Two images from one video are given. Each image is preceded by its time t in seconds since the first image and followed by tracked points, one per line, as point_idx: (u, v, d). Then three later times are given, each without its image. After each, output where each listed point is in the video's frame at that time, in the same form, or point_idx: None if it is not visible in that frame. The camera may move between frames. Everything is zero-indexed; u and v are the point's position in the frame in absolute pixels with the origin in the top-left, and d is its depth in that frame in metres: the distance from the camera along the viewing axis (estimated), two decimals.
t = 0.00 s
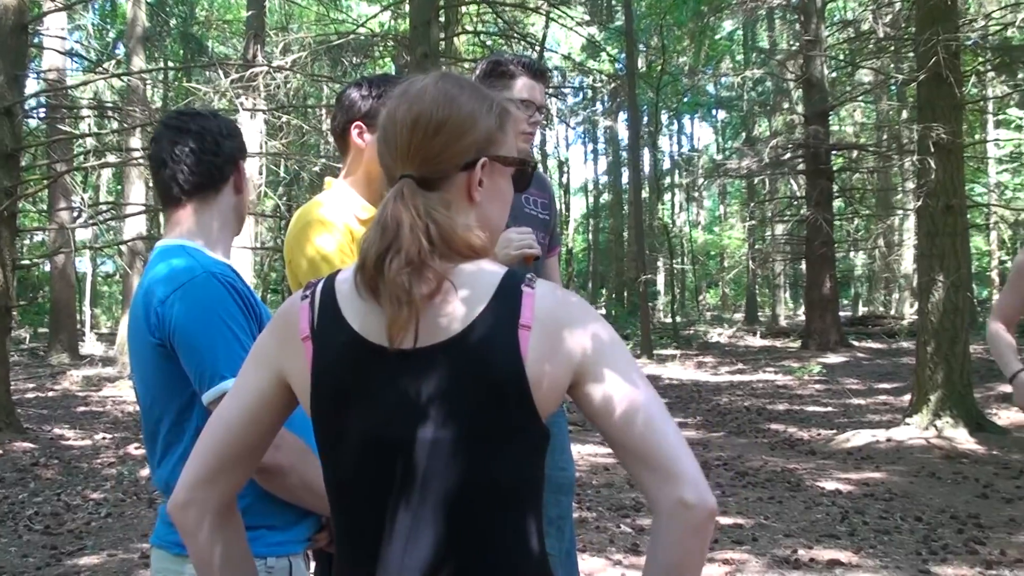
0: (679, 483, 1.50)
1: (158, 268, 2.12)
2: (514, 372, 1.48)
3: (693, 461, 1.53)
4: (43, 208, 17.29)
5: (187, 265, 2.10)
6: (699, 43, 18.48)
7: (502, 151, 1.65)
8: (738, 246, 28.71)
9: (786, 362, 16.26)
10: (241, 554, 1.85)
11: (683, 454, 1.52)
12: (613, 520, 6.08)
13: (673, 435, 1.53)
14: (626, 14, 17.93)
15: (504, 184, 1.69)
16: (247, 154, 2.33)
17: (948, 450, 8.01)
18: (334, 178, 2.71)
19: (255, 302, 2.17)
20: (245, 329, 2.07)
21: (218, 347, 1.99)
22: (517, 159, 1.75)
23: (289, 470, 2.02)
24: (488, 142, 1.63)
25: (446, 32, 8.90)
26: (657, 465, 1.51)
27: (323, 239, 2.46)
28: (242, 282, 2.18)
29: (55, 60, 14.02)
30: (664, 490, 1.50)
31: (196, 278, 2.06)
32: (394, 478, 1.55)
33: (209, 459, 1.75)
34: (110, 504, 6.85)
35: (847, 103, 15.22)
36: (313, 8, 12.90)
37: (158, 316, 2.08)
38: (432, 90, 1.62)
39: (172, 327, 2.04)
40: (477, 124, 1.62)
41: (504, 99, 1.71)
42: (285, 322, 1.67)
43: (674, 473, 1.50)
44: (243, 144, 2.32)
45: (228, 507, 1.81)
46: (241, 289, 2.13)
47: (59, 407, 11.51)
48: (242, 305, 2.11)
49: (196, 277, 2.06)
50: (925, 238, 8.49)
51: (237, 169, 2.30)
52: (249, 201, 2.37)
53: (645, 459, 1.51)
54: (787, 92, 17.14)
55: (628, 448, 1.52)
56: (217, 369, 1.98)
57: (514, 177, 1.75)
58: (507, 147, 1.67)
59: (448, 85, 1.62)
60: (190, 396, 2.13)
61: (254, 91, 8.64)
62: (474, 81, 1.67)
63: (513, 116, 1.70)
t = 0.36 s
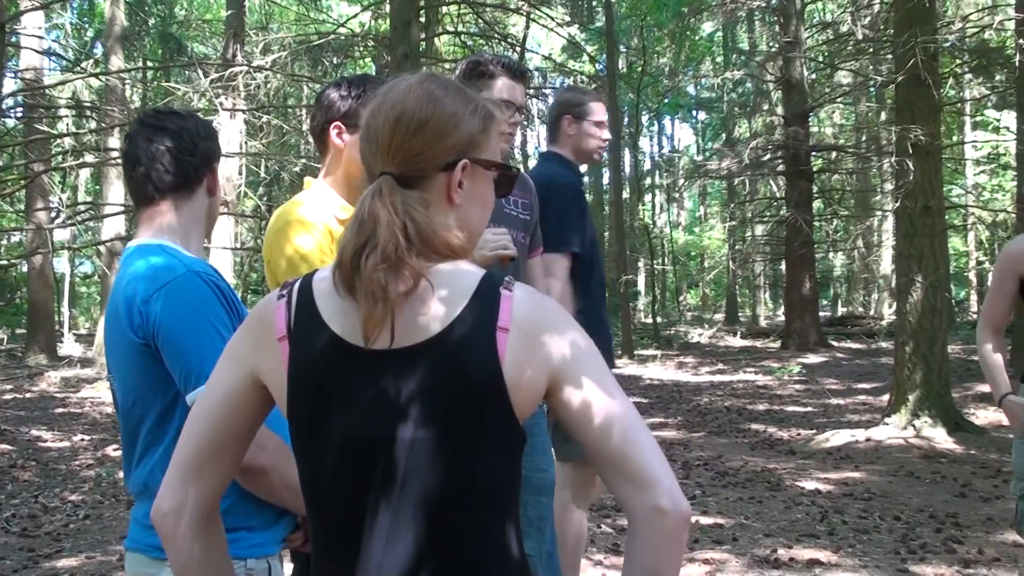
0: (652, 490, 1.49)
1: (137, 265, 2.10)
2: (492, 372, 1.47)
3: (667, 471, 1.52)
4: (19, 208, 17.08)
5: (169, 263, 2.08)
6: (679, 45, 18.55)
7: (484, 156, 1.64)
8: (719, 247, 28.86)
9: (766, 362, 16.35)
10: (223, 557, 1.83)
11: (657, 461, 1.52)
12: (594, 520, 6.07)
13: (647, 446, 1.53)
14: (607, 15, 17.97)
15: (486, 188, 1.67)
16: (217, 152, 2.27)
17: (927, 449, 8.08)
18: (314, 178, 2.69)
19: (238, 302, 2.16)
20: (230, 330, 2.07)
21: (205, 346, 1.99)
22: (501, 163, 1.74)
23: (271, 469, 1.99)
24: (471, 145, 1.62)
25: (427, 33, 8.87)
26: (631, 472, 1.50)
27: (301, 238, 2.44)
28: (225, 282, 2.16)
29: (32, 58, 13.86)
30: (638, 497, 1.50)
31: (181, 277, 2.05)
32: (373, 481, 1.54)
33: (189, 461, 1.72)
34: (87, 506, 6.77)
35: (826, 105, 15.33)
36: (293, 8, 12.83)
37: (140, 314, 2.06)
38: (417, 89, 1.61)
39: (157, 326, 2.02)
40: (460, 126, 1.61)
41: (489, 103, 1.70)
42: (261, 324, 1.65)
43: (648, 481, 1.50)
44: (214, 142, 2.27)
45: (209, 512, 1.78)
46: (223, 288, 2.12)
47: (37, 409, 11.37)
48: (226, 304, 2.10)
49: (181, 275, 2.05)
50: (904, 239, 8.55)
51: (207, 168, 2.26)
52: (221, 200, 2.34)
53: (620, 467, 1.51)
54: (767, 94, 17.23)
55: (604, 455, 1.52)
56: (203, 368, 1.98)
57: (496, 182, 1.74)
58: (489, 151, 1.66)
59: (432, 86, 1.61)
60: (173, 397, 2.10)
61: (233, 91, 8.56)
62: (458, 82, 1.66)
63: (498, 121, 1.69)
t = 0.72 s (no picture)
0: (629, 489, 1.48)
1: (107, 263, 2.09)
2: (468, 371, 1.46)
3: (645, 468, 1.51)
4: None
5: (139, 261, 2.06)
6: (661, 43, 18.59)
7: (459, 153, 1.61)
8: (701, 244, 29.00)
9: (748, 360, 16.42)
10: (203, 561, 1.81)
11: (636, 460, 1.51)
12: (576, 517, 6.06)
13: (624, 444, 1.52)
14: (589, 13, 17.97)
15: (462, 185, 1.64)
16: (167, 146, 2.21)
17: (906, 445, 8.14)
18: (294, 174, 2.65)
19: (207, 300, 2.12)
20: (203, 332, 2.05)
21: (174, 346, 1.97)
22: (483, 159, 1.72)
23: (247, 469, 1.97)
24: (446, 142, 1.59)
25: (409, 30, 8.82)
26: (608, 471, 1.49)
27: (278, 237, 2.41)
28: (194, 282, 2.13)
29: (8, 54, 13.67)
30: (616, 496, 1.49)
31: (149, 275, 2.02)
32: (355, 479, 1.52)
33: (174, 467, 1.69)
34: (67, 505, 6.69)
35: (807, 103, 15.40)
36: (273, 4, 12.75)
37: (109, 315, 2.04)
38: (392, 86, 1.58)
39: (126, 327, 2.00)
40: (436, 122, 1.58)
41: (469, 99, 1.68)
42: (238, 327, 1.64)
43: (625, 479, 1.49)
44: (163, 136, 2.21)
45: (192, 517, 1.76)
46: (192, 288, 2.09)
47: (15, 408, 11.24)
48: (197, 305, 2.07)
49: (150, 273, 2.02)
50: (884, 236, 8.60)
51: (153, 163, 2.21)
52: (185, 192, 2.23)
53: (597, 466, 1.50)
54: (749, 92, 17.30)
55: (582, 453, 1.51)
56: (173, 367, 1.96)
57: (475, 179, 1.71)
58: (466, 148, 1.63)
59: (408, 83, 1.59)
60: (143, 397, 2.08)
61: (214, 88, 8.50)
62: (437, 78, 1.63)
63: (477, 117, 1.66)
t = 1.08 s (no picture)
0: (594, 490, 1.46)
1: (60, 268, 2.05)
2: (434, 372, 1.43)
3: (611, 469, 1.49)
4: None
5: (88, 265, 2.01)
6: (628, 44, 18.67)
7: (425, 153, 1.58)
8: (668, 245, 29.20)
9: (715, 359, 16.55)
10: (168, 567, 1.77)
11: (602, 462, 1.49)
12: (544, 517, 6.05)
13: (589, 444, 1.49)
14: (556, 13, 18.00)
15: (429, 186, 1.60)
16: (138, 151, 2.16)
17: (870, 444, 8.24)
18: (258, 175, 2.61)
19: (155, 304, 2.06)
20: (147, 339, 1.99)
21: (110, 353, 1.92)
22: (451, 157, 1.69)
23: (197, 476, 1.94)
24: (411, 142, 1.56)
25: (376, 29, 8.76)
26: (573, 473, 1.47)
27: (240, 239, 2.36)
28: (147, 286, 2.08)
29: None
30: (581, 498, 1.47)
31: (96, 279, 1.97)
32: (320, 479, 1.48)
33: (136, 471, 1.64)
34: (29, 509, 6.54)
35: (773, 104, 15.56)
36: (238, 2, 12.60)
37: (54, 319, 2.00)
38: (357, 84, 1.55)
39: (69, 332, 1.96)
40: (401, 121, 1.55)
41: (436, 96, 1.64)
42: (200, 327, 1.60)
43: (590, 481, 1.46)
44: (135, 140, 2.16)
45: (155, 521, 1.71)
46: (140, 293, 2.02)
47: None
48: (142, 310, 2.01)
49: (97, 277, 1.97)
50: (848, 237, 8.70)
51: (123, 168, 2.17)
52: (153, 197, 2.19)
53: (562, 467, 1.47)
54: (715, 93, 17.43)
55: (547, 454, 1.48)
56: (107, 373, 1.92)
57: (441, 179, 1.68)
58: (432, 148, 1.59)
59: (375, 81, 1.56)
60: (87, 402, 2.03)
61: (178, 87, 8.38)
62: (404, 77, 1.60)
63: (443, 116, 1.63)
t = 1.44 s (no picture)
0: (574, 488, 1.46)
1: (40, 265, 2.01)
2: (411, 370, 1.42)
3: (590, 468, 1.48)
4: None
5: (68, 262, 1.97)
6: (607, 44, 18.70)
7: (403, 152, 1.56)
8: (645, 244, 29.32)
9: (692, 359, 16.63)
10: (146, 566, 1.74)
11: (581, 460, 1.48)
12: (520, 516, 6.05)
13: (570, 443, 1.48)
14: (535, 12, 18.00)
15: (410, 186, 1.59)
16: (121, 150, 2.13)
17: (846, 443, 8.30)
18: (236, 171, 2.57)
19: (138, 302, 2.03)
20: (130, 337, 1.96)
21: (91, 349, 1.89)
22: (434, 154, 1.67)
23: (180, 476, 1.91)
24: (390, 140, 1.54)
25: (355, 27, 8.71)
26: (552, 470, 1.46)
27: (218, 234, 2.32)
28: (128, 282, 2.05)
29: None
30: (561, 497, 1.46)
31: (77, 276, 1.93)
32: (297, 479, 1.47)
33: (112, 471, 1.62)
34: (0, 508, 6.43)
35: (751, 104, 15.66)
36: None
37: (33, 317, 1.97)
38: (338, 81, 1.53)
39: (48, 329, 1.92)
40: (381, 118, 1.53)
41: (420, 95, 1.62)
42: (177, 323, 1.58)
43: (571, 479, 1.46)
44: (116, 139, 2.13)
45: (132, 520, 1.69)
46: (122, 289, 1.99)
47: None
48: (122, 307, 1.97)
49: (78, 275, 1.94)
50: (825, 237, 8.78)
51: (105, 165, 2.13)
52: (137, 195, 2.16)
53: (541, 464, 1.46)
54: (693, 93, 17.51)
55: (527, 452, 1.47)
56: (89, 371, 1.89)
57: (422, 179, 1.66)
58: (411, 147, 1.57)
59: (356, 78, 1.54)
60: (68, 400, 2.00)
61: (155, 84, 8.30)
62: (386, 74, 1.58)
63: (425, 114, 1.61)
